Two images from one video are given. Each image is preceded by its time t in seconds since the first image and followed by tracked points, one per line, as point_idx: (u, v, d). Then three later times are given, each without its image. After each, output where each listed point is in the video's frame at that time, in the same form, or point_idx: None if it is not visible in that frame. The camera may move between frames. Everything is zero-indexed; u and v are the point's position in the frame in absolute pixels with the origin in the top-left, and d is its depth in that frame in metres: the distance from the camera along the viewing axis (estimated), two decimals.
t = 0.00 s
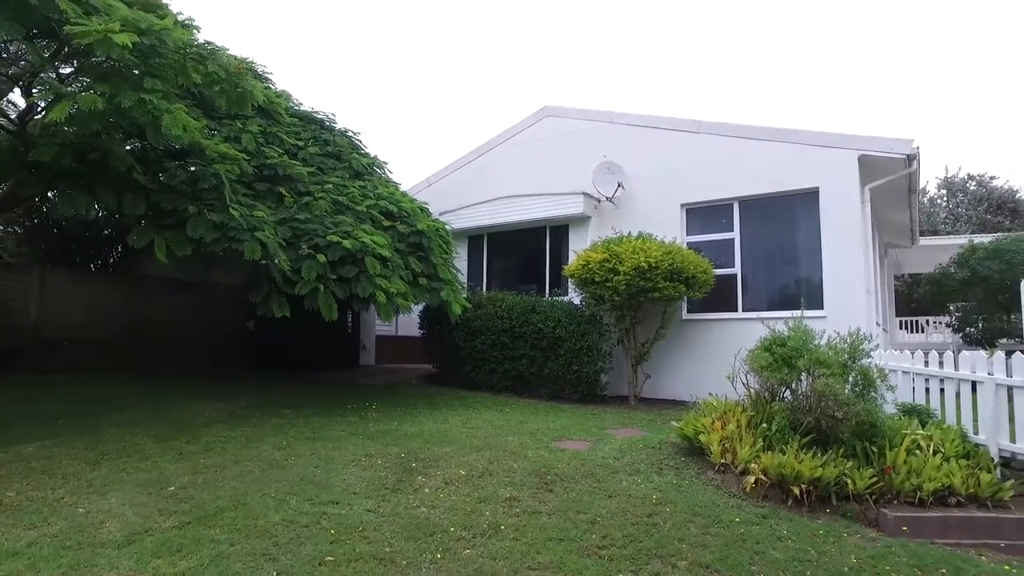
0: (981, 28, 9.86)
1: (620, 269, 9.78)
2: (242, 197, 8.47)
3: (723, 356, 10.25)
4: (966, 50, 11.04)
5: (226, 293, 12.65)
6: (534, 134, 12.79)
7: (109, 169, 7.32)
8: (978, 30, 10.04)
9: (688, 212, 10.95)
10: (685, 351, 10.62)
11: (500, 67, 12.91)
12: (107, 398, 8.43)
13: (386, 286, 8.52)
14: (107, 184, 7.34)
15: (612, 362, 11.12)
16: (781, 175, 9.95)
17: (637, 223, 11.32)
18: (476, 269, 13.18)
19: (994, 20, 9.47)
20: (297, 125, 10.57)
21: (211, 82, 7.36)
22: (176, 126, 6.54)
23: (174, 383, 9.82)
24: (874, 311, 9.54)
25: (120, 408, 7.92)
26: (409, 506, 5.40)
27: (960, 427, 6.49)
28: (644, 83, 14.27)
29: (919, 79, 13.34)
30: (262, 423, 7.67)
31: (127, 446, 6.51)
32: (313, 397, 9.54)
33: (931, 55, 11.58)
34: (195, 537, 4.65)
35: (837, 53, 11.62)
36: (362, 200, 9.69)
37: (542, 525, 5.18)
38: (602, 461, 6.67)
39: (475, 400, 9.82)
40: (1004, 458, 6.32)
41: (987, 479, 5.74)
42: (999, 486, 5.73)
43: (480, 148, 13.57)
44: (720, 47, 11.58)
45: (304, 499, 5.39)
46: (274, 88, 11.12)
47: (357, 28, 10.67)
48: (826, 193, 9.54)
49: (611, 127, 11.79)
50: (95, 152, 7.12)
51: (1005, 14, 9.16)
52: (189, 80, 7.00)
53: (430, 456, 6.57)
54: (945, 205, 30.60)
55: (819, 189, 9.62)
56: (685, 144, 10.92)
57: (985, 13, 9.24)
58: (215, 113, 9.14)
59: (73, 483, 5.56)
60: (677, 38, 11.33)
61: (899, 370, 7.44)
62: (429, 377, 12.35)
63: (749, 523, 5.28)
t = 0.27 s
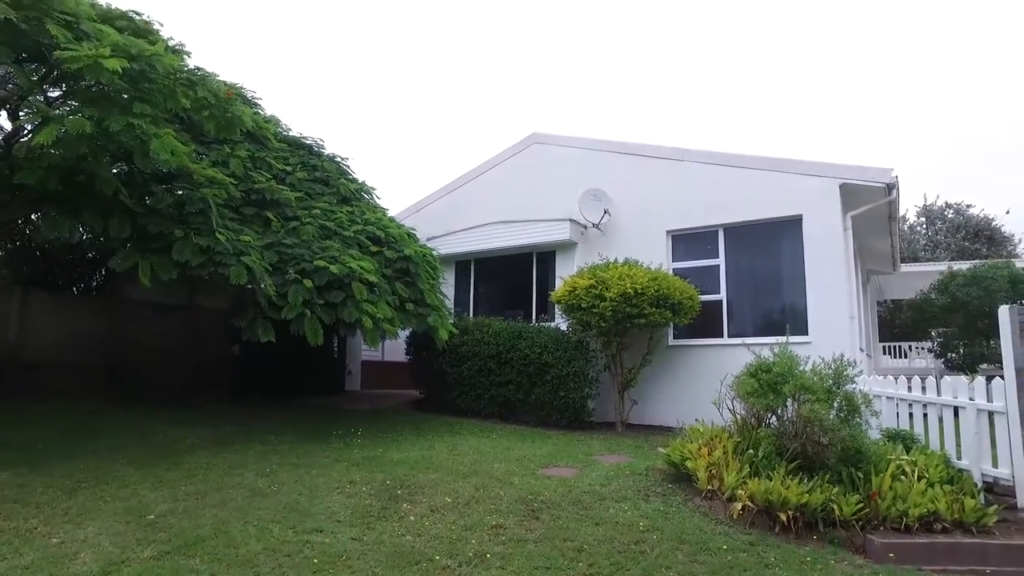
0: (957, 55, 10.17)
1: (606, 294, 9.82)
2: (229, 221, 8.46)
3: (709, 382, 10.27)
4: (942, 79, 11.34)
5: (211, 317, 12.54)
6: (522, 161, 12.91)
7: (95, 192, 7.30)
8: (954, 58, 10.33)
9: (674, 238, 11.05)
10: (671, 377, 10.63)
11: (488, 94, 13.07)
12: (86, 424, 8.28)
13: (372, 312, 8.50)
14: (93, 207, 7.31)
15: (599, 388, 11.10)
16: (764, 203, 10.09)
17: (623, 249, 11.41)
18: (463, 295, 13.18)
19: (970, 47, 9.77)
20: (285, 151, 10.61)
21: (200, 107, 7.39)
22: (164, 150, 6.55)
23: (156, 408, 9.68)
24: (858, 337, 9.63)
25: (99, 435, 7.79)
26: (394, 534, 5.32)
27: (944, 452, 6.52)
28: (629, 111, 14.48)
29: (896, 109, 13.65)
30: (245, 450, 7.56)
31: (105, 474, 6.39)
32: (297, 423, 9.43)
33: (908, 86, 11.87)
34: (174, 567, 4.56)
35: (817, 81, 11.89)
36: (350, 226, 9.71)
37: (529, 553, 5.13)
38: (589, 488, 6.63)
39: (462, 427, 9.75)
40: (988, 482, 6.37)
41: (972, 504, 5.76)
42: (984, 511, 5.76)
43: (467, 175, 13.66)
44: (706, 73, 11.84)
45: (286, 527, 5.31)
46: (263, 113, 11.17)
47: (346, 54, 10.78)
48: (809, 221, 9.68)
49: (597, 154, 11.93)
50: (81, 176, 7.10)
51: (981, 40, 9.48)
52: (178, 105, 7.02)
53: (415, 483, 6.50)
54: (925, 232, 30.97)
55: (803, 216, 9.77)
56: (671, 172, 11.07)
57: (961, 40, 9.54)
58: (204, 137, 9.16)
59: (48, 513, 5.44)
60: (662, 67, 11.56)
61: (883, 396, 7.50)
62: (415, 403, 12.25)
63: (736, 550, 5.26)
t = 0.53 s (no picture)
0: (935, 81, 10.42)
1: (593, 317, 9.85)
2: (216, 242, 8.42)
3: (695, 404, 10.28)
4: (921, 105, 11.59)
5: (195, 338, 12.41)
6: (510, 183, 12.99)
7: (80, 212, 7.26)
8: (932, 84, 10.58)
9: (661, 261, 11.13)
10: (658, 400, 10.64)
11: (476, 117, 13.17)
12: (65, 447, 8.13)
13: (359, 333, 8.46)
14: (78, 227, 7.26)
15: (586, 410, 11.08)
16: (749, 226, 10.21)
17: (610, 272, 11.47)
18: (450, 317, 13.16)
19: (946, 72, 10.03)
20: (274, 172, 10.62)
21: (189, 127, 7.39)
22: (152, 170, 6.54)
23: (138, 431, 9.54)
24: (843, 359, 9.70)
25: (78, 458, 7.64)
26: (379, 559, 5.25)
27: (929, 475, 6.55)
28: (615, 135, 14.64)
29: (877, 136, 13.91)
30: (228, 473, 7.45)
31: (84, 498, 6.27)
32: (281, 445, 9.32)
33: (887, 112, 12.12)
34: None
35: (799, 108, 12.23)
36: (337, 247, 9.69)
37: None
38: (576, 512, 6.59)
39: (448, 449, 9.68)
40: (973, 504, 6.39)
41: (957, 526, 5.77)
42: (969, 534, 5.76)
43: (455, 197, 13.72)
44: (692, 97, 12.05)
45: (269, 552, 5.22)
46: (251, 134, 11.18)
47: (335, 76, 10.85)
48: (793, 244, 9.79)
49: (584, 177, 12.03)
50: (67, 195, 7.06)
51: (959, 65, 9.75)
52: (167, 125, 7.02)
53: (401, 507, 6.43)
54: (906, 255, 31.28)
55: (787, 240, 9.88)
56: (657, 195, 11.18)
57: (939, 65, 9.80)
58: (191, 158, 9.15)
59: (24, 538, 5.32)
60: (646, 92, 11.78)
61: (868, 418, 7.53)
62: (401, 425, 12.15)
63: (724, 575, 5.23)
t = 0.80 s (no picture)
0: (913, 105, 10.65)
1: (578, 336, 9.87)
2: (200, 259, 8.36)
3: (680, 424, 10.30)
4: (899, 129, 11.82)
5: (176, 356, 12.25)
6: (495, 203, 13.05)
7: (62, 228, 7.20)
8: (908, 108, 10.83)
9: (645, 281, 11.19)
10: (643, 420, 10.64)
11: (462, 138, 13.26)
12: (40, 466, 7.96)
13: (343, 352, 8.42)
14: (59, 243, 7.19)
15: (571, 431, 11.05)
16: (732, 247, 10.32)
17: (595, 292, 11.52)
18: (435, 335, 13.12)
19: (923, 95, 10.26)
20: (259, 190, 10.60)
21: (174, 143, 7.36)
22: (136, 187, 6.50)
23: (116, 450, 9.37)
24: (825, 379, 9.77)
25: (53, 478, 7.49)
26: None
27: (910, 494, 6.59)
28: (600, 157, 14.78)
29: (856, 159, 14.16)
30: (208, 493, 7.34)
31: (58, 520, 6.13)
32: (262, 465, 9.19)
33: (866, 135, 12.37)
34: None
35: (781, 130, 12.44)
36: (322, 265, 9.66)
37: None
38: (561, 532, 6.54)
39: (432, 469, 9.60)
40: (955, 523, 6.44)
41: (939, 545, 5.80)
42: (951, 552, 5.78)
43: (440, 216, 13.75)
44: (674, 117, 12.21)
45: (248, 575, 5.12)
46: (237, 151, 11.16)
47: (321, 95, 10.89)
48: (775, 265, 9.91)
49: (569, 198, 12.12)
50: (49, 211, 6.99)
51: (934, 88, 10.00)
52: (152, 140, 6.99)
53: (384, 528, 6.35)
54: (886, 276, 31.64)
55: (769, 260, 9.99)
56: (641, 216, 11.28)
57: (915, 89, 10.04)
58: (176, 174, 9.11)
59: None
60: (631, 114, 11.94)
61: (850, 437, 7.58)
62: (384, 445, 12.05)
63: None
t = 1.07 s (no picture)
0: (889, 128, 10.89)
1: (562, 354, 9.88)
2: (182, 275, 8.28)
3: (663, 442, 10.31)
4: (875, 151, 12.07)
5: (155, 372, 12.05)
6: (479, 221, 13.09)
7: (41, 242, 7.11)
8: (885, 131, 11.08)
9: (628, 300, 11.26)
10: (626, 438, 10.64)
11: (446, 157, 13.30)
12: (11, 486, 7.77)
13: (326, 369, 8.35)
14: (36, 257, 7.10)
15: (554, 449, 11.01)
16: (714, 266, 10.43)
17: (579, 310, 11.56)
18: (418, 353, 13.06)
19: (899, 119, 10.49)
20: (242, 205, 10.55)
21: (158, 157, 7.27)
22: (117, 201, 6.44)
23: (90, 469, 9.17)
24: (806, 397, 9.85)
25: (25, 498, 7.31)
26: None
27: (890, 511, 6.64)
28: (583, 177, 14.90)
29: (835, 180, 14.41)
30: (185, 513, 7.20)
31: (29, 541, 5.98)
32: (241, 484, 9.05)
33: (843, 157, 12.62)
34: None
35: (761, 151, 12.64)
36: (305, 282, 9.61)
37: None
38: (543, 552, 6.50)
39: (414, 488, 9.51)
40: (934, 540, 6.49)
41: (919, 563, 5.84)
42: (930, 569, 5.82)
43: (425, 234, 13.75)
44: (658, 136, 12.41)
45: None
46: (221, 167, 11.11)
47: (306, 111, 10.90)
48: (756, 284, 10.01)
49: (553, 216, 12.19)
50: (27, 224, 6.91)
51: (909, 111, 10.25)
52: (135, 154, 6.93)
53: (365, 547, 6.28)
54: (865, 296, 32.08)
55: (750, 279, 10.10)
56: (625, 235, 11.37)
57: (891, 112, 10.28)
58: (159, 189, 9.05)
59: None
60: (614, 133, 12.07)
61: (831, 455, 7.64)
62: (366, 463, 11.92)
63: None
